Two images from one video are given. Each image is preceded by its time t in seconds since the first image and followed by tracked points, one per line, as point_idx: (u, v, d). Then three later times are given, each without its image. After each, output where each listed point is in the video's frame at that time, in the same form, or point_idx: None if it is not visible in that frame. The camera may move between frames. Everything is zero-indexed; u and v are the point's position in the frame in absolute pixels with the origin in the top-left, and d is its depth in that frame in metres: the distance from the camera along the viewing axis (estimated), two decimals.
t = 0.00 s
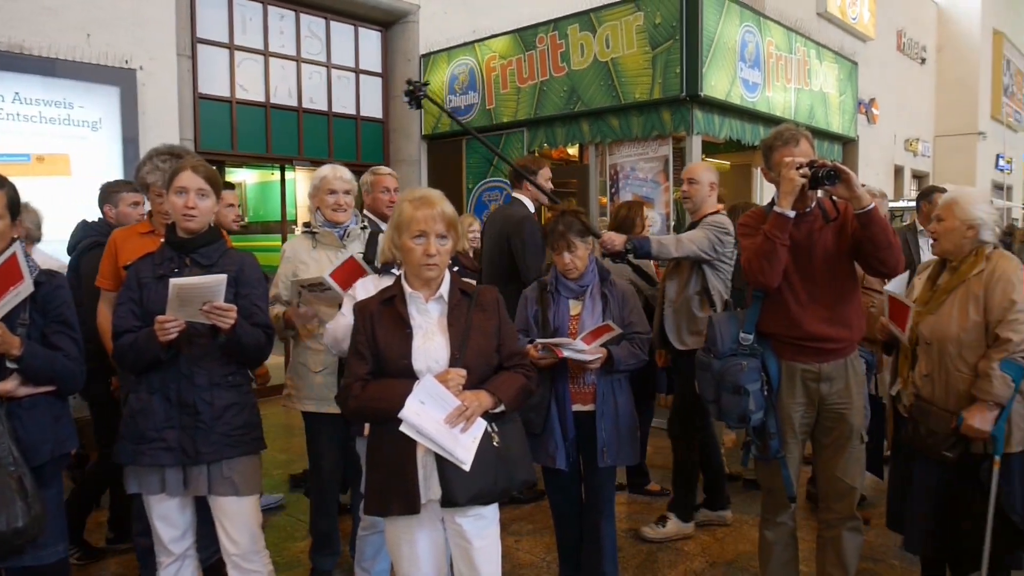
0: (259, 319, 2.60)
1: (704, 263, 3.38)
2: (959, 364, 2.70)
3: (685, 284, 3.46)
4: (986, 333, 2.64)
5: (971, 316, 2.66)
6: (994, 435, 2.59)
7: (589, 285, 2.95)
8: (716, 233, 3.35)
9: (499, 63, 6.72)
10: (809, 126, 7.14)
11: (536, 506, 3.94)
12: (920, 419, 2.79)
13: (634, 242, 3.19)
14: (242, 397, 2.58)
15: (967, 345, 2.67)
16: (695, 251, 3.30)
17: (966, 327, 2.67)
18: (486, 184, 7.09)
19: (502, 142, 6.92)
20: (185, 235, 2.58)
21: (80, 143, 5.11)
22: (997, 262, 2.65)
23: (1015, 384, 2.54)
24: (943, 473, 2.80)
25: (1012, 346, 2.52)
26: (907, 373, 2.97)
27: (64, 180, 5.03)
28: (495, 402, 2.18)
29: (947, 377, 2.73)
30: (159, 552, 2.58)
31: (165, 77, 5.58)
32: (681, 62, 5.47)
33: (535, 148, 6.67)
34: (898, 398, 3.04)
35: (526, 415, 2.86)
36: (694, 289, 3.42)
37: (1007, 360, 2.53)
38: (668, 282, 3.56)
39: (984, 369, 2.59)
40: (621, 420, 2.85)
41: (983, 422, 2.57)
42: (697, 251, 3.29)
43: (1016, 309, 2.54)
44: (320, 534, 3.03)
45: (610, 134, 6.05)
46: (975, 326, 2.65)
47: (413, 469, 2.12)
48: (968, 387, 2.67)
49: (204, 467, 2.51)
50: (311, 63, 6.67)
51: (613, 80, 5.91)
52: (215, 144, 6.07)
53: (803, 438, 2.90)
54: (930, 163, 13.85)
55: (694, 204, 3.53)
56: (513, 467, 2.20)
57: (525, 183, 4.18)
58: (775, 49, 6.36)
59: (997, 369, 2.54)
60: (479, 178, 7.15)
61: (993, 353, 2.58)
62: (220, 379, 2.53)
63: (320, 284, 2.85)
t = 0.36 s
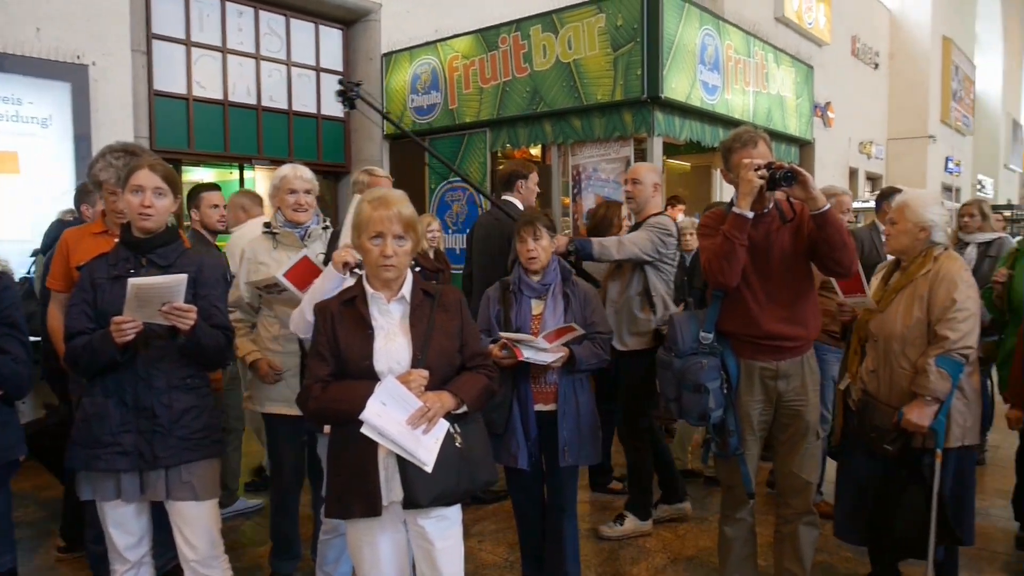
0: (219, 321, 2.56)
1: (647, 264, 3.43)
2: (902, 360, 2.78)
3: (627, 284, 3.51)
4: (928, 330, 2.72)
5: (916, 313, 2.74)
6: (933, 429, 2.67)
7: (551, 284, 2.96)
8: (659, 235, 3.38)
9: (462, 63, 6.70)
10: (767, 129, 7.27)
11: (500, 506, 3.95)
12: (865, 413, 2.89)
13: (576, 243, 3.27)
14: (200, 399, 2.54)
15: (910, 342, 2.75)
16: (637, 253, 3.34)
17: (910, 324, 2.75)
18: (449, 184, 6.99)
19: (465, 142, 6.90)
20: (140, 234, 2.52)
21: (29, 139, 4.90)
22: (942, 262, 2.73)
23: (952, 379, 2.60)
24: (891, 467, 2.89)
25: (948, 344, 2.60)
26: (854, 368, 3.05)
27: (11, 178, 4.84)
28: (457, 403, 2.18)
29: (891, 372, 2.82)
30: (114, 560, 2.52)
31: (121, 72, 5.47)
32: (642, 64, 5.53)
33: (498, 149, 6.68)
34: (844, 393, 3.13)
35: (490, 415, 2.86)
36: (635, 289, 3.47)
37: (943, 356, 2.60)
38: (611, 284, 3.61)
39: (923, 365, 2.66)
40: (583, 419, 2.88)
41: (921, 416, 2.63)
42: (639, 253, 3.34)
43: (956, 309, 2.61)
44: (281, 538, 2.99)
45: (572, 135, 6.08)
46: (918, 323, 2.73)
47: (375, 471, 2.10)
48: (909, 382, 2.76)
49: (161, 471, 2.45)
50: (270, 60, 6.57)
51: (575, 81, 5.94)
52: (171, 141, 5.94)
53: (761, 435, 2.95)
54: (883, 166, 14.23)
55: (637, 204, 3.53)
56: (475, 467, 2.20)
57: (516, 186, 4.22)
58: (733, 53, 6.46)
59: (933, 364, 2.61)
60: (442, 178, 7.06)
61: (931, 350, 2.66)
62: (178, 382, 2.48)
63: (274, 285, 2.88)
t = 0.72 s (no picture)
0: (175, 323, 2.52)
1: (593, 264, 3.46)
2: (859, 359, 2.86)
3: (574, 285, 3.53)
4: (884, 330, 2.80)
5: (873, 313, 2.81)
6: (890, 426, 2.73)
7: (513, 284, 2.96)
8: (605, 235, 3.41)
9: (425, 63, 6.70)
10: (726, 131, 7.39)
11: (464, 506, 3.94)
12: (821, 410, 2.95)
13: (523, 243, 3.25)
14: (156, 403, 2.49)
15: (867, 341, 2.83)
16: (583, 253, 3.36)
17: (867, 325, 2.83)
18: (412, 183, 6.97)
19: (428, 142, 6.93)
20: (93, 234, 2.45)
21: None
22: (897, 264, 2.81)
23: (907, 377, 2.66)
24: (846, 464, 2.95)
25: (904, 344, 2.67)
26: (813, 365, 3.11)
27: None
28: (419, 405, 2.17)
29: (848, 371, 2.91)
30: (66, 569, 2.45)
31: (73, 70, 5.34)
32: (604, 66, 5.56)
33: (461, 149, 6.69)
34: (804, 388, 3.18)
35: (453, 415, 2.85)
36: (583, 290, 3.50)
37: (899, 355, 2.67)
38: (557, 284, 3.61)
39: (880, 364, 2.73)
40: (546, 418, 2.89)
41: (876, 414, 2.70)
42: (585, 253, 3.36)
43: (911, 309, 2.68)
44: (241, 543, 2.94)
45: (535, 135, 6.10)
46: (875, 322, 2.80)
47: (336, 473, 2.08)
48: (867, 381, 2.84)
49: (115, 478, 2.40)
50: (229, 58, 6.48)
51: (538, 81, 5.95)
52: (126, 140, 5.80)
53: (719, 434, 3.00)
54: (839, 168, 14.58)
55: (584, 206, 3.53)
56: (437, 469, 2.20)
57: (497, 184, 4.24)
58: (694, 56, 6.55)
59: (889, 363, 2.67)
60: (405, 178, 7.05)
61: (888, 349, 2.73)
62: (132, 386, 2.43)
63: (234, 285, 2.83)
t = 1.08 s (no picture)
0: (138, 325, 2.46)
1: (547, 265, 3.40)
2: (828, 359, 2.91)
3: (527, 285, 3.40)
4: (852, 331, 2.84)
5: (842, 314, 2.85)
6: (858, 425, 2.79)
7: (483, 284, 2.94)
8: (557, 236, 3.41)
9: (395, 62, 6.80)
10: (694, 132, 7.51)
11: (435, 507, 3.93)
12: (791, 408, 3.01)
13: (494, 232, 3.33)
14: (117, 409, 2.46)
15: (836, 341, 2.88)
16: (536, 253, 3.35)
17: (836, 325, 2.87)
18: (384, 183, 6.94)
19: (399, 140, 6.51)
20: (50, 234, 2.41)
21: None
22: (862, 265, 2.85)
23: (878, 376, 2.72)
24: (813, 461, 2.99)
25: (876, 344, 2.71)
26: (783, 364, 3.17)
27: None
28: (388, 406, 2.16)
29: (818, 371, 2.95)
30: None
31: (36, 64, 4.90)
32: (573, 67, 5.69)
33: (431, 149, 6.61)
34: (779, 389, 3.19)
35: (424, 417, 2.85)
36: (537, 290, 3.40)
37: (871, 355, 2.71)
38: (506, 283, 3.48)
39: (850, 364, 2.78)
40: (516, 419, 2.92)
41: (847, 412, 2.77)
42: (539, 253, 3.34)
43: (880, 310, 2.73)
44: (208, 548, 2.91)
45: (507, 135, 6.04)
46: (844, 323, 2.85)
47: (302, 476, 2.07)
48: (836, 380, 2.88)
49: (76, 484, 2.37)
50: (195, 54, 5.94)
51: (509, 81, 6.07)
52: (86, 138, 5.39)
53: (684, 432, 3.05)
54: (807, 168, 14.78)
55: (533, 206, 3.53)
56: (406, 470, 2.19)
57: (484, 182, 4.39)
58: (664, 58, 6.83)
59: (861, 363, 2.72)
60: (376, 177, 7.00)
61: (859, 349, 2.77)
62: (92, 390, 2.39)
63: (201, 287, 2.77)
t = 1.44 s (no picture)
0: (105, 326, 2.58)
1: (507, 265, 3.42)
2: (803, 356, 2.95)
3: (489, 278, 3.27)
4: (826, 330, 2.88)
5: (819, 314, 2.88)
6: (837, 423, 2.87)
7: (460, 284, 2.84)
8: (517, 236, 3.45)
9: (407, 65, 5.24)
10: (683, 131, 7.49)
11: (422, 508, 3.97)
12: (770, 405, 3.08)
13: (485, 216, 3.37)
14: (81, 414, 2.54)
15: (811, 340, 2.92)
16: (497, 252, 3.32)
17: (813, 324, 2.91)
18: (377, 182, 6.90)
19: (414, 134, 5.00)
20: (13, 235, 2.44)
21: None
22: (837, 262, 2.90)
23: (856, 374, 2.83)
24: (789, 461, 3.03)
25: (854, 343, 2.79)
26: (758, 362, 3.16)
27: None
28: (362, 406, 2.31)
29: (792, 368, 2.99)
30: None
31: None
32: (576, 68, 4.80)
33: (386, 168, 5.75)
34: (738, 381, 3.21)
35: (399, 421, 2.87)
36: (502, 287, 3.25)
37: (849, 354, 2.80)
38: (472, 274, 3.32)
39: (829, 361, 2.85)
40: (490, 414, 2.93)
41: (825, 411, 2.87)
42: (502, 253, 3.33)
43: (857, 309, 2.79)
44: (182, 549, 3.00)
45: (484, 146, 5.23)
46: (822, 322, 2.88)
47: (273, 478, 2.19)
48: (812, 380, 2.91)
49: (43, 490, 2.47)
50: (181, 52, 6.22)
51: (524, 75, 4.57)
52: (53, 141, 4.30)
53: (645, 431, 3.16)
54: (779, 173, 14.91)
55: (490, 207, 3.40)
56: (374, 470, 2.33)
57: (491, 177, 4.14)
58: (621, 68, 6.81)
59: (841, 363, 2.81)
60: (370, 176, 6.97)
61: (838, 349, 2.83)
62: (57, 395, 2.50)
63: (173, 288, 2.74)
